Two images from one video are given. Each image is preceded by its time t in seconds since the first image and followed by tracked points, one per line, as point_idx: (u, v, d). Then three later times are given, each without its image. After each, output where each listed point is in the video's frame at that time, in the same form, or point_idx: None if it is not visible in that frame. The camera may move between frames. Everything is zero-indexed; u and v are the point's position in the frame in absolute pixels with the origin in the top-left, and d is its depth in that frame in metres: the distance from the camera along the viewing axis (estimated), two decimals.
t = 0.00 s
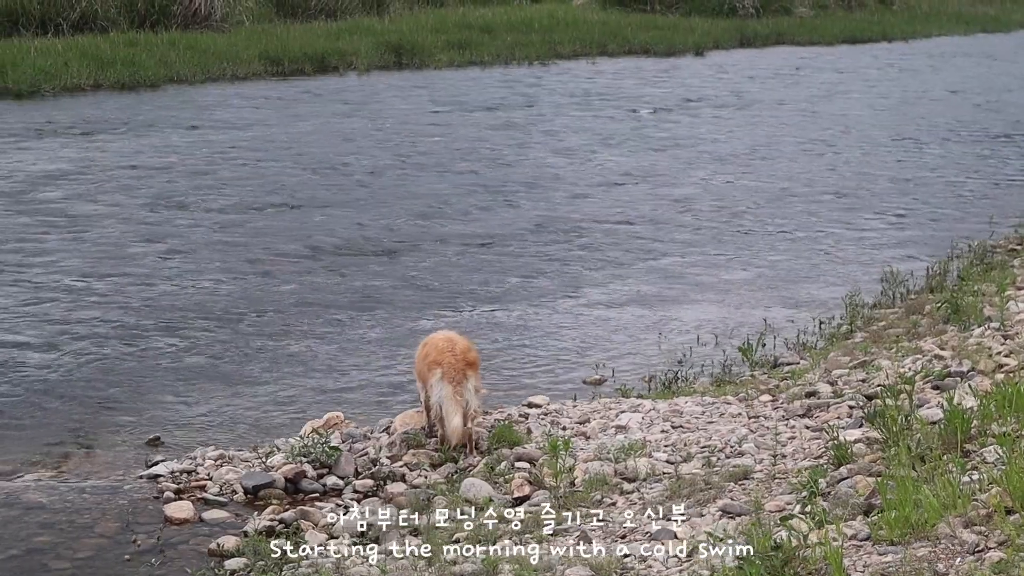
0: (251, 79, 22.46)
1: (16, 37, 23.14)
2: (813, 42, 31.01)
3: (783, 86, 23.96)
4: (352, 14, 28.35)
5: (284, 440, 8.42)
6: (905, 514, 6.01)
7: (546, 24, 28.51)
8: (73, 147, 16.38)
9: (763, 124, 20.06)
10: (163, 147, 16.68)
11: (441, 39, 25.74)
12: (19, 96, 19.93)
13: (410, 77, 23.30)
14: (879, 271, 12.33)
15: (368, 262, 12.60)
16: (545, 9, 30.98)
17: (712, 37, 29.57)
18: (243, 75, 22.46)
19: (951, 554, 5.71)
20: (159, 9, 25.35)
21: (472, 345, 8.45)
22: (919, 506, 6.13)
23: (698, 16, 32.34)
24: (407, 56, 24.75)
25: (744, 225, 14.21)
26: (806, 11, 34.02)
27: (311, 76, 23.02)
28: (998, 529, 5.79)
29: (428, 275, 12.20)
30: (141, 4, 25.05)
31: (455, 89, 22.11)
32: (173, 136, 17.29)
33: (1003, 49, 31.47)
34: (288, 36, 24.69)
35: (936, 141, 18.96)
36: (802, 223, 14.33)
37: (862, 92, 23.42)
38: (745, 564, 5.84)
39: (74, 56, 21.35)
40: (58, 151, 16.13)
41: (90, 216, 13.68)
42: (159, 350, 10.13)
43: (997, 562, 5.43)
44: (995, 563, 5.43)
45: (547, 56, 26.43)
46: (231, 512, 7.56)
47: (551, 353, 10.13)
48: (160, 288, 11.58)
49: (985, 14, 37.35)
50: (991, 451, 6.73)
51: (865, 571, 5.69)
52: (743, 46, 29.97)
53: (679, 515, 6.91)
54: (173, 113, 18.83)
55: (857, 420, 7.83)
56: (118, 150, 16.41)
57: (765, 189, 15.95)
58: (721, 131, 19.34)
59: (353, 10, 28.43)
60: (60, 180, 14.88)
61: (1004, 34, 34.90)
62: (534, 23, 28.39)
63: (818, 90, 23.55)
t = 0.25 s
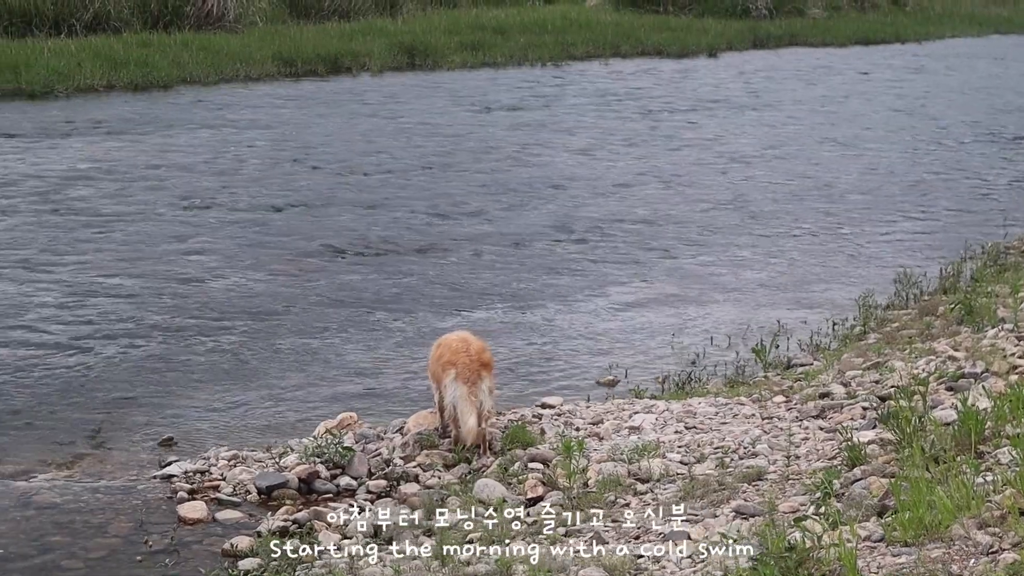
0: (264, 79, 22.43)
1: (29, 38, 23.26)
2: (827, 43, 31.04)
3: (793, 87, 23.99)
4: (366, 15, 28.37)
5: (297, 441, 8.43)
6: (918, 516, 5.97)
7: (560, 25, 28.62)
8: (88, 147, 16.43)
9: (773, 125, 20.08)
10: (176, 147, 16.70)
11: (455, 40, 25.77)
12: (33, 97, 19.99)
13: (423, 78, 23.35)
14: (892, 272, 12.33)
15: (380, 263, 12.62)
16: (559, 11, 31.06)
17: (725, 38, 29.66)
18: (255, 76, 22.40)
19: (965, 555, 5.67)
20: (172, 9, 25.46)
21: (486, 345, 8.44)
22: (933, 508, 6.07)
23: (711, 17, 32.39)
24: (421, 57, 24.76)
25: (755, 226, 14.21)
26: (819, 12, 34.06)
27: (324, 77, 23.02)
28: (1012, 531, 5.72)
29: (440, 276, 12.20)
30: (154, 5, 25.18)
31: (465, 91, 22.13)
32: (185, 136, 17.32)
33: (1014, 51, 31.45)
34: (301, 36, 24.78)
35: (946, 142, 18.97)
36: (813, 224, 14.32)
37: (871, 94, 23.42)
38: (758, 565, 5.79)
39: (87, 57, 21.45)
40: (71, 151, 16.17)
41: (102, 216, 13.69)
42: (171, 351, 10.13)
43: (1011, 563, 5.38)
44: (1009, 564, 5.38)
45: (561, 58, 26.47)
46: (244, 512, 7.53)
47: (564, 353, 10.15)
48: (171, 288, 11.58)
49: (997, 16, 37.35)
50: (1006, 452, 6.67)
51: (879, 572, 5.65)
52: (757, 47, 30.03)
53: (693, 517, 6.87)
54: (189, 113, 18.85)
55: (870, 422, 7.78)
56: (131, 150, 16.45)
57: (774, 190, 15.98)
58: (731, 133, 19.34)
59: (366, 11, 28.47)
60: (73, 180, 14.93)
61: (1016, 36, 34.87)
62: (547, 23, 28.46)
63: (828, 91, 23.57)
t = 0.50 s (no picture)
0: (281, 80, 22.46)
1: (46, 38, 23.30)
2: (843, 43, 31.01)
3: (807, 87, 23.97)
4: (382, 15, 28.39)
5: (314, 441, 8.43)
6: (936, 517, 5.90)
7: (576, 25, 28.66)
8: (107, 148, 16.47)
9: (787, 126, 20.07)
10: (191, 147, 16.73)
11: (471, 40, 25.77)
12: (51, 97, 20.03)
13: (439, 78, 23.36)
14: (909, 273, 12.32)
15: (394, 263, 12.63)
16: (576, 11, 31.04)
17: (742, 39, 29.64)
18: (272, 77, 22.44)
19: (982, 556, 5.60)
20: (190, 10, 25.43)
21: (504, 346, 8.45)
22: (950, 509, 6.00)
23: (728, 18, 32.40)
24: (438, 57, 24.73)
25: (768, 227, 14.21)
26: (835, 12, 34.05)
27: (341, 78, 23.02)
28: None
29: (454, 276, 12.21)
30: (172, 5, 25.15)
31: (478, 91, 22.14)
32: (200, 136, 17.34)
33: None
34: (319, 37, 24.77)
35: (959, 143, 18.94)
36: (826, 224, 14.30)
37: (884, 94, 23.39)
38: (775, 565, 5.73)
39: (105, 58, 21.44)
40: (88, 151, 16.21)
41: (116, 216, 13.71)
42: (188, 350, 10.14)
43: None
44: None
45: (577, 58, 26.44)
46: (261, 512, 7.52)
47: (581, 354, 10.17)
48: (185, 288, 11.58)
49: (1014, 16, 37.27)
50: None
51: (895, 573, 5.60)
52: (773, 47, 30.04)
53: (710, 517, 6.83)
54: (208, 114, 18.87)
55: (887, 423, 7.74)
56: (147, 150, 16.48)
57: (787, 190, 16.00)
58: (744, 133, 19.34)
59: (383, 11, 28.50)
60: (89, 180, 14.96)
61: None
62: (564, 24, 28.44)
63: (842, 91, 23.55)
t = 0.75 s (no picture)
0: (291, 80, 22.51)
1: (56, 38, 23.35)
2: (854, 44, 30.98)
3: (816, 87, 23.97)
4: (392, 15, 28.44)
5: (324, 441, 8.43)
6: (945, 517, 5.86)
7: (586, 25, 28.69)
8: (117, 148, 16.49)
9: (795, 126, 20.07)
10: (201, 146, 16.75)
11: (481, 41, 25.80)
12: (61, 97, 20.06)
13: (449, 79, 23.38)
14: (919, 274, 12.31)
15: (404, 262, 12.64)
16: (586, 11, 31.09)
17: (752, 39, 29.65)
18: (283, 77, 22.49)
19: (992, 556, 5.56)
20: (200, 10, 25.49)
21: (515, 347, 8.46)
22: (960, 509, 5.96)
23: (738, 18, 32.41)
24: (447, 58, 24.78)
25: (777, 227, 14.20)
26: (845, 13, 34.05)
27: (351, 78, 23.07)
28: None
29: (462, 276, 12.22)
30: (182, 5, 25.21)
31: (486, 91, 22.15)
32: (209, 137, 17.36)
33: None
34: (328, 37, 24.81)
35: (968, 144, 18.92)
36: (835, 225, 14.29)
37: (891, 94, 23.37)
38: (785, 566, 5.70)
39: (115, 58, 21.48)
40: (98, 152, 16.24)
41: (125, 216, 13.73)
42: (198, 350, 10.15)
43: None
44: None
45: (587, 58, 26.46)
46: (271, 512, 7.52)
47: (590, 354, 10.18)
48: (194, 288, 11.59)
49: None
50: None
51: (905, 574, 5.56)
52: (783, 48, 30.05)
53: (719, 517, 6.80)
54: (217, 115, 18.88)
55: (896, 423, 7.72)
56: (156, 150, 16.50)
57: (795, 191, 15.98)
58: (752, 133, 19.33)
59: (392, 11, 28.55)
60: (98, 180, 14.99)
61: None
62: (574, 24, 28.47)
63: (851, 92, 23.56)
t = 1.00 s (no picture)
0: (297, 80, 22.53)
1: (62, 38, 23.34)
2: (860, 44, 30.98)
3: (822, 87, 23.96)
4: (398, 15, 28.46)
5: (330, 441, 8.43)
6: (952, 517, 5.84)
7: (593, 25, 28.70)
8: (124, 148, 16.49)
9: (800, 126, 20.06)
10: (207, 147, 16.75)
11: (487, 40, 25.81)
12: (67, 97, 20.05)
13: (455, 79, 23.39)
14: (925, 274, 12.30)
15: (409, 262, 12.64)
16: (592, 11, 31.08)
17: (758, 39, 29.66)
18: (289, 76, 22.51)
19: (999, 557, 5.53)
20: (206, 10, 25.50)
21: (524, 347, 8.46)
22: (967, 510, 5.93)
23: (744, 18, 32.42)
24: (453, 58, 24.79)
25: (782, 227, 14.20)
26: (850, 13, 34.06)
27: (357, 78, 23.09)
28: None
29: (468, 276, 12.22)
30: (188, 5, 25.21)
31: (491, 91, 22.14)
32: (215, 136, 17.36)
33: None
34: (334, 37, 24.82)
35: (973, 144, 18.91)
36: (840, 224, 14.29)
37: (896, 94, 23.35)
38: (791, 566, 5.67)
39: (121, 58, 21.48)
40: (105, 152, 16.24)
41: (130, 216, 13.72)
42: (203, 350, 10.14)
43: None
44: None
45: (593, 58, 26.46)
46: (277, 512, 7.51)
47: (596, 354, 10.18)
48: (199, 288, 11.58)
49: None
50: None
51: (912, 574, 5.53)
52: (788, 47, 30.05)
53: (726, 518, 6.78)
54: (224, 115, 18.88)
55: (903, 424, 7.70)
56: (163, 150, 16.50)
57: (800, 190, 15.97)
58: (757, 133, 19.32)
59: (399, 11, 28.57)
60: (104, 180, 14.99)
61: None
62: (580, 24, 28.47)
63: (856, 91, 23.55)
